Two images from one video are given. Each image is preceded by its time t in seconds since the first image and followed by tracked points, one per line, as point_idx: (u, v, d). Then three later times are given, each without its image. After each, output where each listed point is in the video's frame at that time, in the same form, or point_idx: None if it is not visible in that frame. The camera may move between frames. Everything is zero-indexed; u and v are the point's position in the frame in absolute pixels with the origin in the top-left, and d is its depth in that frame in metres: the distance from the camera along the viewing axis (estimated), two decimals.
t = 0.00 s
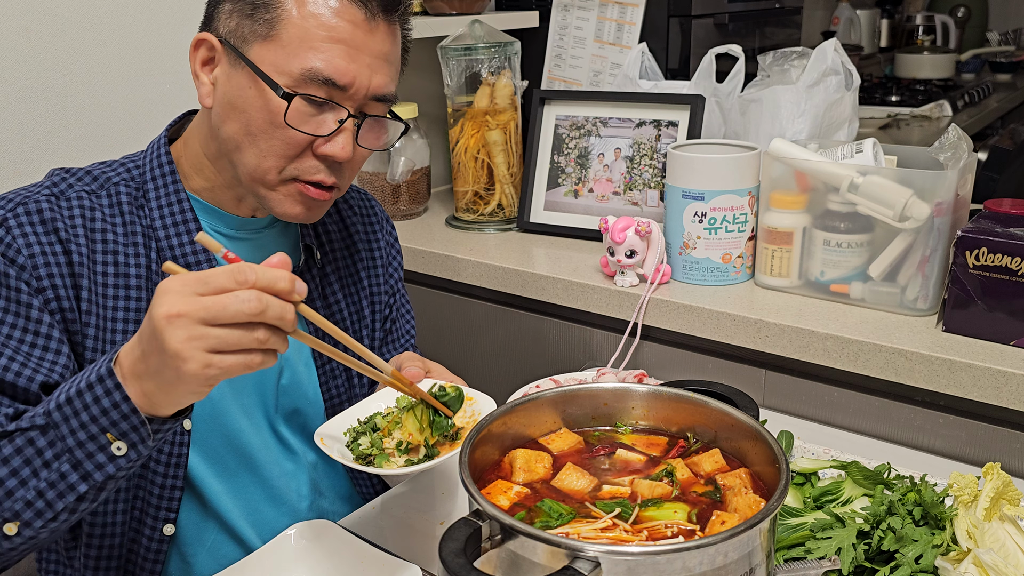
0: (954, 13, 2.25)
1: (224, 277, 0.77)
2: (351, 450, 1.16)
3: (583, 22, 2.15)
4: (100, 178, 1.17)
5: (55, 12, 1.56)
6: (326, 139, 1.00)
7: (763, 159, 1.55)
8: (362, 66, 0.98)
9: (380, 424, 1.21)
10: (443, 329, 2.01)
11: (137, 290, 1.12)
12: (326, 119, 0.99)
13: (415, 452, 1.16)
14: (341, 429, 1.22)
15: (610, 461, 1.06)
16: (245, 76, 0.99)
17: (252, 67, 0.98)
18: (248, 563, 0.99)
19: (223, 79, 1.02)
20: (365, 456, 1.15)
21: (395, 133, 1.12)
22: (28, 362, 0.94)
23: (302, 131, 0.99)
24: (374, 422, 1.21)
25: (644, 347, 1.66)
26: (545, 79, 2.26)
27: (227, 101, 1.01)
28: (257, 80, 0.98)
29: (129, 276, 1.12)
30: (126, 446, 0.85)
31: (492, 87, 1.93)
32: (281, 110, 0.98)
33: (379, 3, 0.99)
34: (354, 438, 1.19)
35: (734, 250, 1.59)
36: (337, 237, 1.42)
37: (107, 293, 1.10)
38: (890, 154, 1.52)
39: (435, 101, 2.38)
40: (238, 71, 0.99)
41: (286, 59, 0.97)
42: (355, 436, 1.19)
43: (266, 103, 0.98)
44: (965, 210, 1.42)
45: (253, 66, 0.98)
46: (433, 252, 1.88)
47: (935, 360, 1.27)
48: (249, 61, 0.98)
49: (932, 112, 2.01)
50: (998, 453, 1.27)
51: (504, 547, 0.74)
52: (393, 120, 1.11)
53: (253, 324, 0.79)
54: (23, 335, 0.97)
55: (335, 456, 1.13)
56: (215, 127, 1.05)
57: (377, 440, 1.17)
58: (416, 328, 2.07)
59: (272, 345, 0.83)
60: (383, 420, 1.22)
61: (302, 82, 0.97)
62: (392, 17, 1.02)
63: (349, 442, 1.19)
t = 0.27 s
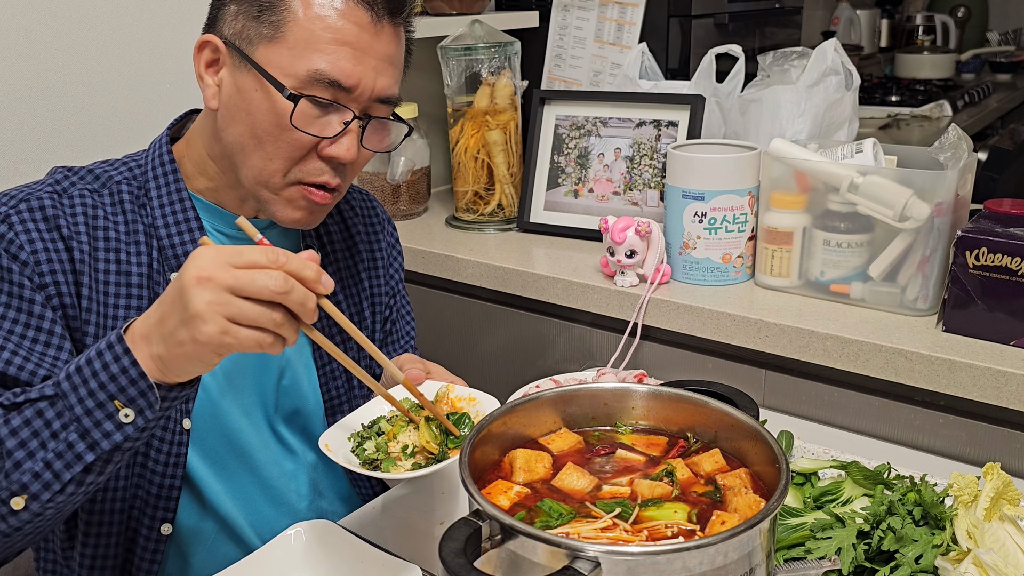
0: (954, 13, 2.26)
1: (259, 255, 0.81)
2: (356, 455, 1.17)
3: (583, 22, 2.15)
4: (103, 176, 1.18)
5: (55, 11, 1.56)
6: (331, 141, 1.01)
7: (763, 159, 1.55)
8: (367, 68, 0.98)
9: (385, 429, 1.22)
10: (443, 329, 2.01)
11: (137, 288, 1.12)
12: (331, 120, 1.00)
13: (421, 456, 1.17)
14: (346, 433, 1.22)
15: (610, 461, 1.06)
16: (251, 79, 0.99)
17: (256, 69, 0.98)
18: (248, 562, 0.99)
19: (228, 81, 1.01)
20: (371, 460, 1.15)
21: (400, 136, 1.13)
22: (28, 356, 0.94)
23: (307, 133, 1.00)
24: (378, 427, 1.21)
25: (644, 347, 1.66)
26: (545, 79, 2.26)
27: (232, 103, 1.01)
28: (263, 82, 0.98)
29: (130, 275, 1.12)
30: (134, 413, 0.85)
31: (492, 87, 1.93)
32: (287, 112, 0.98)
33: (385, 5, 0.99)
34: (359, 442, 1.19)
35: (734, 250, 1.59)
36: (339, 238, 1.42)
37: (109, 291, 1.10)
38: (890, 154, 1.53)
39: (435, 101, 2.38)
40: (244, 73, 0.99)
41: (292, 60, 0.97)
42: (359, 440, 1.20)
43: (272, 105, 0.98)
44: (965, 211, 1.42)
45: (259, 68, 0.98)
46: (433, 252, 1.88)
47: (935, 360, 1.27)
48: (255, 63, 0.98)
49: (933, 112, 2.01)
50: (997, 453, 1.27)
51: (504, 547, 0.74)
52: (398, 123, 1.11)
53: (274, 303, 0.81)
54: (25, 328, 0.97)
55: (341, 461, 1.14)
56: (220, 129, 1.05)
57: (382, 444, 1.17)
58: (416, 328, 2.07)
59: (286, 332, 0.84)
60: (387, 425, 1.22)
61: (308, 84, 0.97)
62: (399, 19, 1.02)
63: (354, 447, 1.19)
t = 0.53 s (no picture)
0: (955, 13, 2.20)
1: (260, 290, 0.79)
2: (359, 450, 1.17)
3: (583, 23, 2.15)
4: (107, 176, 1.18)
5: (56, 11, 1.56)
6: (336, 139, 1.01)
7: (763, 159, 1.55)
8: (372, 66, 0.98)
9: (387, 424, 1.22)
10: (443, 329, 2.01)
11: (143, 288, 1.12)
12: (336, 118, 0.99)
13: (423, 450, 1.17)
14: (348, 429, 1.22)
15: (610, 461, 1.06)
16: (257, 76, 0.99)
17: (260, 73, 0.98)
18: (248, 562, 0.99)
19: (232, 80, 1.02)
20: (373, 455, 1.16)
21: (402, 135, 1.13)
22: (37, 359, 0.96)
23: (312, 130, 0.99)
24: (380, 423, 1.21)
25: (644, 347, 1.66)
26: (545, 79, 2.26)
27: (237, 101, 1.01)
28: (268, 80, 0.98)
29: (136, 275, 1.12)
30: (161, 446, 0.85)
31: (492, 87, 1.93)
32: (292, 109, 0.98)
33: (389, 4, 0.99)
34: (362, 438, 1.19)
35: (734, 250, 1.59)
36: (341, 238, 1.42)
37: (115, 291, 1.10)
38: (890, 154, 1.53)
39: (435, 101, 2.38)
40: (249, 71, 1.00)
41: (296, 59, 0.97)
42: (361, 436, 1.20)
43: (278, 103, 0.98)
44: (965, 211, 1.42)
45: (264, 66, 0.98)
46: (433, 252, 1.88)
47: (935, 360, 1.27)
48: (260, 60, 0.98)
49: (932, 112, 2.03)
50: (997, 453, 1.27)
51: (504, 547, 0.74)
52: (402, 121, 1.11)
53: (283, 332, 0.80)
54: (34, 332, 0.98)
55: (344, 457, 1.13)
56: (224, 128, 1.05)
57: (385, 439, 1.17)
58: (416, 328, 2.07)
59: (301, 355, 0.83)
60: (390, 420, 1.22)
61: (312, 83, 0.97)
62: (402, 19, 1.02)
63: (356, 444, 1.20)
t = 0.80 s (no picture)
0: (954, 13, 2.20)
1: (250, 349, 0.76)
2: (363, 442, 1.18)
3: (583, 22, 2.15)
4: (109, 176, 1.17)
5: (56, 11, 1.55)
6: (338, 135, 1.00)
7: (763, 159, 1.55)
8: (375, 64, 0.98)
9: (391, 417, 1.24)
10: (443, 329, 2.01)
11: (147, 287, 1.12)
12: (339, 115, 0.99)
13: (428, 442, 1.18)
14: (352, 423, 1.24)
15: (609, 461, 1.06)
16: (261, 74, 0.99)
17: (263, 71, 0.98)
18: (248, 563, 0.99)
19: (236, 78, 1.02)
20: (378, 447, 1.16)
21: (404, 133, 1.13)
22: (43, 364, 0.98)
23: (315, 127, 0.99)
24: (384, 415, 1.23)
25: (644, 347, 1.66)
26: (545, 79, 2.26)
27: (241, 99, 1.01)
28: (271, 76, 0.98)
29: (140, 274, 1.12)
30: (169, 475, 0.89)
31: (492, 87, 1.93)
32: (295, 106, 0.98)
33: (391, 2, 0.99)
34: (366, 430, 1.20)
35: (734, 250, 1.59)
36: (343, 237, 1.43)
37: (118, 291, 1.10)
38: (890, 154, 1.53)
39: (435, 101, 2.38)
40: (252, 68, 1.00)
41: (300, 57, 0.97)
42: (365, 429, 1.21)
43: (282, 100, 0.98)
44: (965, 210, 1.42)
45: (268, 63, 0.98)
46: (433, 253, 1.88)
47: (935, 360, 1.27)
48: (263, 57, 0.98)
49: (932, 112, 2.03)
50: (997, 453, 1.27)
51: (504, 547, 0.74)
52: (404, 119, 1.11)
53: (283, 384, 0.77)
54: (40, 336, 1.00)
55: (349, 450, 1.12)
56: (228, 127, 1.05)
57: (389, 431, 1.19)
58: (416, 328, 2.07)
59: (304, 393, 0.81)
60: (394, 413, 1.24)
61: (316, 80, 0.97)
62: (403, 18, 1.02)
63: (360, 435, 1.21)
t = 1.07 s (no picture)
0: (954, 13, 2.17)
1: (258, 322, 0.78)
2: (365, 442, 1.18)
3: (583, 22, 2.15)
4: (109, 176, 1.17)
5: (56, 11, 1.55)
6: (338, 134, 1.01)
7: (763, 159, 1.55)
8: (375, 63, 0.99)
9: (393, 417, 1.23)
10: (443, 329, 2.01)
11: (147, 287, 1.12)
12: (339, 113, 1.00)
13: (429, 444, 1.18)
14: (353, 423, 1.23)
15: (610, 461, 1.06)
16: (261, 73, 0.99)
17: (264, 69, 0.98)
18: (248, 562, 0.99)
19: (236, 77, 1.02)
20: (379, 447, 1.16)
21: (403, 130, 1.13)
22: (46, 364, 0.98)
23: (315, 125, 0.99)
24: (386, 416, 1.23)
25: (644, 347, 1.66)
26: (545, 79, 2.26)
27: (241, 99, 1.01)
28: (270, 75, 0.98)
29: (140, 274, 1.12)
30: (176, 469, 0.90)
31: (492, 87, 1.93)
32: (295, 104, 0.98)
33: (391, 0, 0.99)
34: (367, 430, 1.20)
35: (734, 250, 1.59)
36: (344, 237, 1.43)
37: (119, 290, 1.10)
38: (890, 154, 1.53)
39: (435, 101, 2.38)
40: (252, 67, 1.00)
41: (301, 56, 0.97)
42: (366, 429, 1.21)
43: (282, 98, 0.98)
44: (965, 211, 1.42)
45: (268, 62, 0.98)
46: (433, 253, 1.88)
47: (935, 360, 1.27)
48: (263, 56, 0.98)
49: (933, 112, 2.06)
50: (997, 453, 1.27)
51: (504, 547, 0.75)
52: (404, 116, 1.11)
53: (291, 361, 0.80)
54: (41, 336, 1.00)
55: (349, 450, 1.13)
56: (228, 125, 1.05)
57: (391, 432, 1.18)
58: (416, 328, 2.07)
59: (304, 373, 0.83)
60: (396, 414, 1.24)
61: (317, 79, 0.97)
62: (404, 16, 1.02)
63: (361, 435, 1.21)
